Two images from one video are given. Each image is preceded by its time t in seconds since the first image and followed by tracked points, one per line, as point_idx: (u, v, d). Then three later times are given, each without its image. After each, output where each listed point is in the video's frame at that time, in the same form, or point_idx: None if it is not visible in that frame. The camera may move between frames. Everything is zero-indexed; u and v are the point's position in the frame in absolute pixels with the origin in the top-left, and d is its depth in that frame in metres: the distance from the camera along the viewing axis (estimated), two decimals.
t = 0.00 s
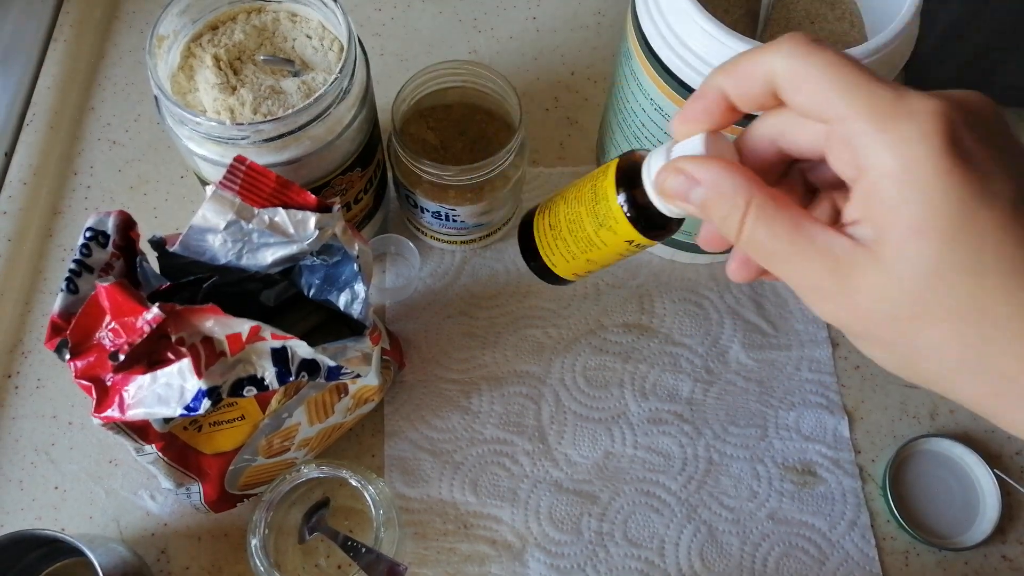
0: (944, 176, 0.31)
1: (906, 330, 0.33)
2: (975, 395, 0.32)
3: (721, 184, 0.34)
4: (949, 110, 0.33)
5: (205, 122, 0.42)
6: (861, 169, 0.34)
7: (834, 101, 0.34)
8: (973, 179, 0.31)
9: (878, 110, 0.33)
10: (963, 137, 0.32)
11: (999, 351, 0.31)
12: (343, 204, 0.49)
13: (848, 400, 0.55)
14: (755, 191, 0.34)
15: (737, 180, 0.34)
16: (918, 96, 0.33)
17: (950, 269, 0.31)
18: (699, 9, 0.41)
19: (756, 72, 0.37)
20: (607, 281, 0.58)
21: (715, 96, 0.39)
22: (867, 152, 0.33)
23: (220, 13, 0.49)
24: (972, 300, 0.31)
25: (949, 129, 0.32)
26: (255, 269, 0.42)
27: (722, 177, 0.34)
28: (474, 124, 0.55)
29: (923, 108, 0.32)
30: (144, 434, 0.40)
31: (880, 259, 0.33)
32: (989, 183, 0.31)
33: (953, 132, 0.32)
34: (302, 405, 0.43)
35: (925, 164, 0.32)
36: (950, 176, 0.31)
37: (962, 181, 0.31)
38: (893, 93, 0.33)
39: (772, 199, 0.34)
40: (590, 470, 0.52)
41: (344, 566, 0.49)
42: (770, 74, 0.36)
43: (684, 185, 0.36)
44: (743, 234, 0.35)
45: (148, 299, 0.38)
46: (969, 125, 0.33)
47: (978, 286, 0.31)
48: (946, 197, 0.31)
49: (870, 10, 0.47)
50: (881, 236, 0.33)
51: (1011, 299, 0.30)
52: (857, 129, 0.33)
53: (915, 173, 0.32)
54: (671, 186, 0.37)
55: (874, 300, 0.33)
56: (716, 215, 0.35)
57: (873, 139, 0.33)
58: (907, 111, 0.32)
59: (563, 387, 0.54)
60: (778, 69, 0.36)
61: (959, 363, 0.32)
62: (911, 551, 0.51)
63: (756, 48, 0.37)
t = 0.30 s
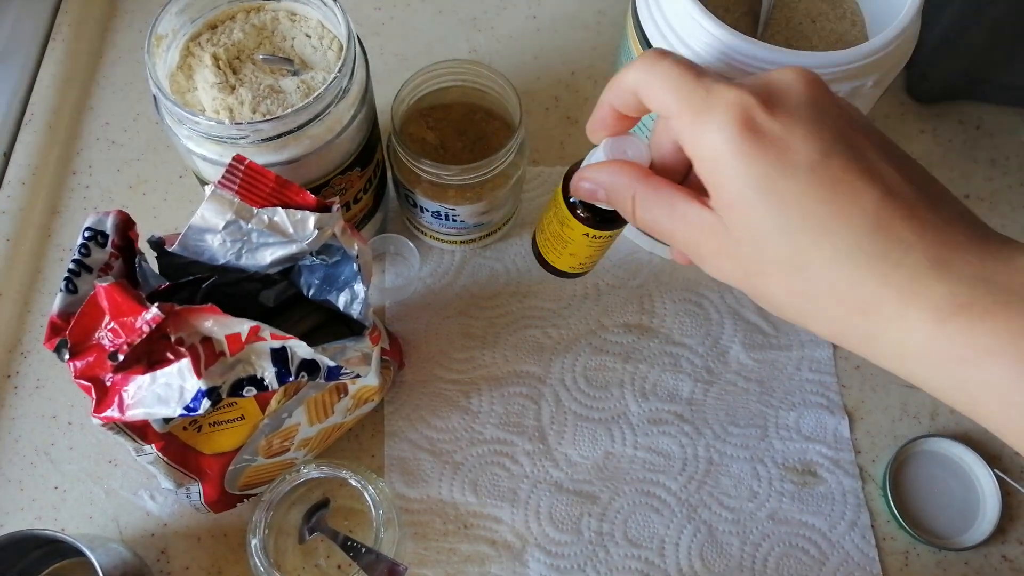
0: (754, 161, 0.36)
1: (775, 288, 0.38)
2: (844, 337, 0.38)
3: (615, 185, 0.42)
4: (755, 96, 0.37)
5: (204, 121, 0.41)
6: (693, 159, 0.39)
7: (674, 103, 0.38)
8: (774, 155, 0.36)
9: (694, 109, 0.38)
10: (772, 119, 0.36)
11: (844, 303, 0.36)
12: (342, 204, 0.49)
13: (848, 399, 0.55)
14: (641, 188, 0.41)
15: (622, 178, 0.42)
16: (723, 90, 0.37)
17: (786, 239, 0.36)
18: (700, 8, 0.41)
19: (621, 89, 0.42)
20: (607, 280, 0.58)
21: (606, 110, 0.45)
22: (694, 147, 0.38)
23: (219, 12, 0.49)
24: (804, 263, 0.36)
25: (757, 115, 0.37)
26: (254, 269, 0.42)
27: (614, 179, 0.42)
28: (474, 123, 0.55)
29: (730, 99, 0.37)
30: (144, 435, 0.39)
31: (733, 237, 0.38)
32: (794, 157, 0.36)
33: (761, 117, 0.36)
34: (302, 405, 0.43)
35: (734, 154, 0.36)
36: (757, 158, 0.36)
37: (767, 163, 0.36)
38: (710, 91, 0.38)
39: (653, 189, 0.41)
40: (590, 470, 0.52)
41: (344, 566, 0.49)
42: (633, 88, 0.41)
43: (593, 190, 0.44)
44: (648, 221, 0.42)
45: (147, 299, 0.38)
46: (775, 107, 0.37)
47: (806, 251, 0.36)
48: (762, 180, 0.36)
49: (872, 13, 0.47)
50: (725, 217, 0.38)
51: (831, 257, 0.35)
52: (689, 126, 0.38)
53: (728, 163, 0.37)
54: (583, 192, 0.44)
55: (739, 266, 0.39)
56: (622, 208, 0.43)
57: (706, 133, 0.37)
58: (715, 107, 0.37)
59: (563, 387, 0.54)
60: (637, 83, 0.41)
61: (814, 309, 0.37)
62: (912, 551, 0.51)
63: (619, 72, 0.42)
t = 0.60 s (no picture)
0: (660, 156, 0.38)
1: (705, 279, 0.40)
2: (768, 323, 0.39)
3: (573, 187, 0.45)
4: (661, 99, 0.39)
5: (205, 122, 0.42)
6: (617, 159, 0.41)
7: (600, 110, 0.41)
8: (674, 150, 0.38)
9: (613, 114, 0.40)
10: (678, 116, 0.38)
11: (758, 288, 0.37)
12: (343, 204, 0.49)
13: (847, 399, 0.55)
14: (596, 189, 0.44)
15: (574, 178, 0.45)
16: (633, 94, 0.40)
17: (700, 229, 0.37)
18: (698, 9, 0.41)
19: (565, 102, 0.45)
20: (607, 281, 0.58)
21: (562, 120, 0.47)
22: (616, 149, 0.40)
23: (220, 14, 0.49)
24: (717, 250, 0.38)
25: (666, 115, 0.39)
26: (255, 269, 0.42)
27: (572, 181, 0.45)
28: (474, 123, 0.56)
29: (637, 102, 0.39)
30: (145, 434, 0.40)
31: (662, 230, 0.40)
32: (695, 150, 0.37)
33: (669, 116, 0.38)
34: (302, 405, 0.43)
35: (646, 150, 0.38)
36: (661, 153, 0.38)
37: (671, 156, 0.38)
38: (624, 95, 0.40)
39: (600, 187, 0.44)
40: (589, 470, 0.52)
41: (345, 565, 0.49)
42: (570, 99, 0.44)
43: (558, 196, 0.47)
44: (606, 219, 0.45)
45: (149, 299, 0.39)
46: (677, 105, 0.39)
47: (715, 239, 0.37)
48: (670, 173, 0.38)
49: (870, 14, 0.47)
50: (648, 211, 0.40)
51: (738, 242, 0.36)
52: (610, 129, 0.41)
53: (640, 160, 0.39)
54: (548, 198, 0.47)
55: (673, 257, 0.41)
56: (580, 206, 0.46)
57: (622, 133, 0.40)
58: (627, 110, 0.40)
59: (563, 387, 0.54)
60: (566, 91, 0.44)
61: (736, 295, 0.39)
62: (910, 550, 0.51)
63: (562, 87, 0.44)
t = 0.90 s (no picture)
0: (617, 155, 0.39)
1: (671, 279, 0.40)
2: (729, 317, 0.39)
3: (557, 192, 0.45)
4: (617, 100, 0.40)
5: (205, 122, 0.42)
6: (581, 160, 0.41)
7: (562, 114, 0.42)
8: (629, 148, 0.38)
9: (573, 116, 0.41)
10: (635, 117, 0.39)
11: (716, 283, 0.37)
12: (343, 204, 0.49)
13: (847, 399, 0.55)
14: (580, 192, 0.44)
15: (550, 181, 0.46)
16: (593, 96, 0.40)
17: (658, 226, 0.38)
18: (698, 10, 0.41)
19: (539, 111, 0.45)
20: (607, 281, 0.58)
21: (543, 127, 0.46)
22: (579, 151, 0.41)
23: (220, 14, 0.49)
24: (673, 246, 0.38)
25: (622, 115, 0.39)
26: (255, 269, 0.42)
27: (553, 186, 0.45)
28: (474, 123, 0.56)
29: (594, 105, 0.40)
30: (145, 434, 0.40)
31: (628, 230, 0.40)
32: (649, 149, 0.38)
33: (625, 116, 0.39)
34: (302, 405, 0.43)
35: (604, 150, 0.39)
36: (618, 152, 0.39)
37: (627, 154, 0.38)
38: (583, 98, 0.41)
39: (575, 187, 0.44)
40: (590, 470, 0.52)
41: (344, 565, 0.49)
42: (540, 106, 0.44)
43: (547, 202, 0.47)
44: (587, 220, 0.45)
45: (149, 299, 0.39)
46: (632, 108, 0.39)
47: (670, 234, 0.38)
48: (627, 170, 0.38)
49: (870, 13, 0.47)
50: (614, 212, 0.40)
51: (691, 237, 0.37)
52: (573, 133, 0.41)
53: (600, 160, 0.39)
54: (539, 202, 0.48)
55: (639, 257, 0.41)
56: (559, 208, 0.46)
57: (582, 134, 0.40)
58: (584, 113, 0.40)
59: (563, 387, 0.54)
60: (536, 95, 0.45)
61: (694, 289, 0.39)
62: (910, 550, 0.51)
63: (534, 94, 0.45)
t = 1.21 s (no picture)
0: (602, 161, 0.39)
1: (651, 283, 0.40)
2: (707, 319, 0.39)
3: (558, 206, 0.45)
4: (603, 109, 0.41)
5: (205, 122, 0.42)
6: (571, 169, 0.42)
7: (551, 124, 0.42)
8: (613, 153, 0.39)
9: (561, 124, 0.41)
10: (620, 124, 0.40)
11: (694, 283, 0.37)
12: (343, 204, 0.49)
13: (847, 399, 0.55)
14: (574, 206, 0.44)
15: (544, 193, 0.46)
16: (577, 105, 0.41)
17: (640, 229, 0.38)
18: (698, 10, 0.41)
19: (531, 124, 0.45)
20: (607, 281, 0.58)
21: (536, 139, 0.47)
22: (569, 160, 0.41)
23: (220, 14, 0.49)
24: (653, 246, 0.38)
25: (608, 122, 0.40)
26: (255, 269, 0.42)
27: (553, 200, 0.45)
28: (473, 123, 0.56)
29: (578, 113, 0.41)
30: (145, 434, 0.40)
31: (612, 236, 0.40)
32: (631, 154, 0.39)
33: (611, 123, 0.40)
34: (302, 405, 0.43)
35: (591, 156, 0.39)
36: (603, 158, 0.39)
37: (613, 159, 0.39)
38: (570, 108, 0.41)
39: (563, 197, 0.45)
40: (590, 470, 0.52)
41: (344, 565, 0.49)
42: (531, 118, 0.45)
43: (546, 213, 0.47)
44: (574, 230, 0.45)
45: (149, 299, 0.39)
46: (615, 115, 0.40)
47: (650, 235, 0.38)
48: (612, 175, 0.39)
49: (870, 13, 0.47)
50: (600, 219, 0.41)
51: (670, 238, 0.37)
52: (561, 142, 0.42)
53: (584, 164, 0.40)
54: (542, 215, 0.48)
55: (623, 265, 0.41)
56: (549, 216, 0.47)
57: (570, 143, 0.41)
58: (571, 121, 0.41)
59: (563, 387, 0.54)
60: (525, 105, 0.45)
61: (675, 291, 0.39)
62: (910, 550, 0.51)
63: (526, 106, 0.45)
